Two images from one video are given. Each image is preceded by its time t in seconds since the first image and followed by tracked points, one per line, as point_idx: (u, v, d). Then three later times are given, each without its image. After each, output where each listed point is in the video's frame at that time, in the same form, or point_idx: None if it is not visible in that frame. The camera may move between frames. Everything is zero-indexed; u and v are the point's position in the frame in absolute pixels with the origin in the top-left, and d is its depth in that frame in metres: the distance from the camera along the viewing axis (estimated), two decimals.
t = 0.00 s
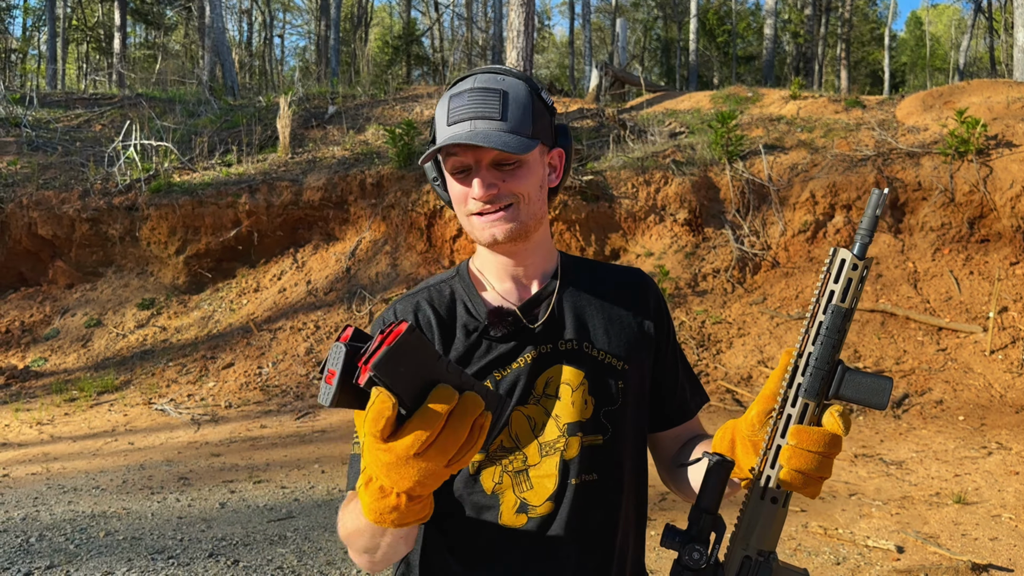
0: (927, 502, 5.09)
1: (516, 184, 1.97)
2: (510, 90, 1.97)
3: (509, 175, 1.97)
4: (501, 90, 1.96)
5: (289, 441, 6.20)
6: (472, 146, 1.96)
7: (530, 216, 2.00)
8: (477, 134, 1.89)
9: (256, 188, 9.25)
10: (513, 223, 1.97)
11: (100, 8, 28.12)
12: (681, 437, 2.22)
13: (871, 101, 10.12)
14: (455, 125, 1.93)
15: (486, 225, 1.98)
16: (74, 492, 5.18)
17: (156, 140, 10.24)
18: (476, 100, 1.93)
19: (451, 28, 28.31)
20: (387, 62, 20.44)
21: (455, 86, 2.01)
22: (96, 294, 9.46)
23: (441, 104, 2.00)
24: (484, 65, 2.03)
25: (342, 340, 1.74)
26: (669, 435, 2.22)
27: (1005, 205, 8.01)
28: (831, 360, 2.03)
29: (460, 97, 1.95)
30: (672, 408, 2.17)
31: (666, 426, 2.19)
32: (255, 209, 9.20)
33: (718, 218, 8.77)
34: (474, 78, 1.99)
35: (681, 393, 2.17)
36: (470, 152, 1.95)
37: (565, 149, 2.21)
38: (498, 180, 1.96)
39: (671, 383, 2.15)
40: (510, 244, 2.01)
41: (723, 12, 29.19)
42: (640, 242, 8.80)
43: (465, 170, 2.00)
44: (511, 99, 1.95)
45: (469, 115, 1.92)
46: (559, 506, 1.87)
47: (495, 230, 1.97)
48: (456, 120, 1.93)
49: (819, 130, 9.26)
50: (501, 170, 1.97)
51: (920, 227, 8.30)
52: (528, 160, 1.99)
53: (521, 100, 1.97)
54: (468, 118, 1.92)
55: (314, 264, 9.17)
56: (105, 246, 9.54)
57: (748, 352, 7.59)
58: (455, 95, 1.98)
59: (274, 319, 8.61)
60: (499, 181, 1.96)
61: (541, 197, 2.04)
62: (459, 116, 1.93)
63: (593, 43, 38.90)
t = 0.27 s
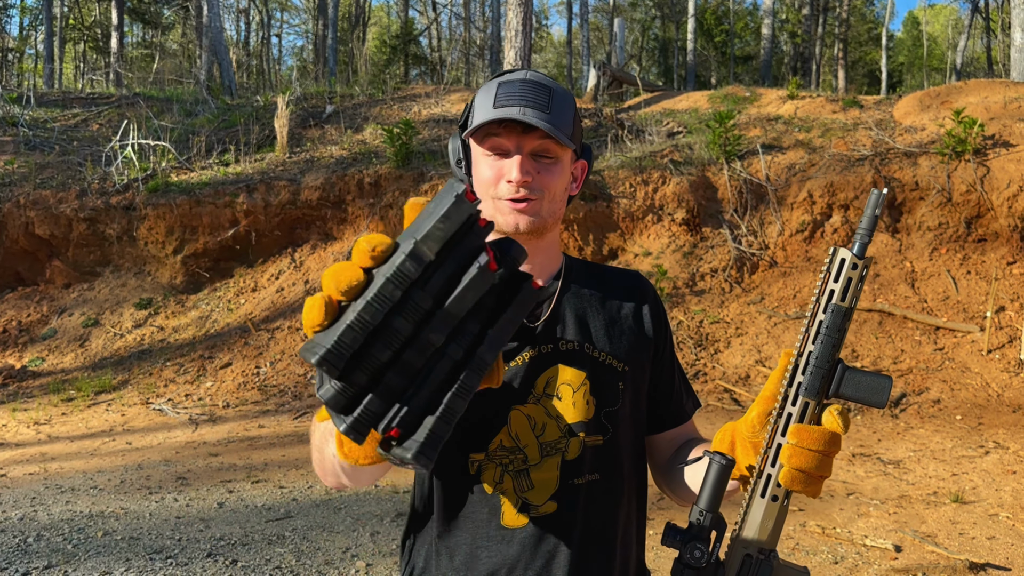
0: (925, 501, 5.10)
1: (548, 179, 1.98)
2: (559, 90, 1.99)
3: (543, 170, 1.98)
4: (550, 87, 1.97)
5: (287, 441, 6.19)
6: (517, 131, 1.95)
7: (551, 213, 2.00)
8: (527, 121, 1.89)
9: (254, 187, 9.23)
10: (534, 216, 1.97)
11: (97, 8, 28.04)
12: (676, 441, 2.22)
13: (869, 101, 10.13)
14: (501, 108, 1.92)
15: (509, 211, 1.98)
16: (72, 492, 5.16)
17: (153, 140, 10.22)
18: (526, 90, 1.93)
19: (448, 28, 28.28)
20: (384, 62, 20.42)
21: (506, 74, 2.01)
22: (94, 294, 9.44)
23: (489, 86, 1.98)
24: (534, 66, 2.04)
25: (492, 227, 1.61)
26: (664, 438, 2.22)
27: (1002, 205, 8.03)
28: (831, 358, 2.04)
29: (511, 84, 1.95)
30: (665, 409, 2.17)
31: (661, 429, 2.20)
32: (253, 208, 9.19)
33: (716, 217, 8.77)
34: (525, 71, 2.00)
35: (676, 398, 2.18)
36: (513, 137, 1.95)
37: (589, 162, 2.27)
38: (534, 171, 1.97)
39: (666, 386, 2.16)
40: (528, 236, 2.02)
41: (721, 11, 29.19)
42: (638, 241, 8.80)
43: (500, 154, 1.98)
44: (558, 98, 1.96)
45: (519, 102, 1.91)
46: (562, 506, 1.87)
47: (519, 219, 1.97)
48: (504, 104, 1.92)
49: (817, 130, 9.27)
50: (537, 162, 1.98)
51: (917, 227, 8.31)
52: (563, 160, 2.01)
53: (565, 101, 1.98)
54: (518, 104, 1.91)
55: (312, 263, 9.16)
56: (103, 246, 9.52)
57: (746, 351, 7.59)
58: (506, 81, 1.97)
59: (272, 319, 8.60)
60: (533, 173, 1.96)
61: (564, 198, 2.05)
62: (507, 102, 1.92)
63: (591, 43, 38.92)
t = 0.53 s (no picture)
0: (920, 501, 5.12)
1: (565, 186, 1.98)
2: (583, 95, 1.98)
3: (561, 176, 1.98)
4: (575, 90, 1.96)
5: (282, 441, 6.18)
6: (539, 133, 1.94)
7: (565, 220, 2.00)
8: (549, 124, 1.89)
9: (249, 188, 9.21)
10: (548, 221, 1.97)
11: (91, 8, 27.94)
12: (681, 437, 2.25)
13: (863, 102, 10.17)
14: (524, 107, 1.91)
15: (522, 213, 1.97)
16: (66, 494, 5.15)
17: (147, 140, 10.19)
18: (551, 92, 1.92)
19: (444, 28, 28.26)
20: (379, 62, 20.40)
21: (533, 73, 2.00)
22: (88, 294, 9.41)
23: (514, 84, 1.97)
24: (562, 68, 2.04)
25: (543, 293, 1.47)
26: (670, 434, 2.26)
27: (996, 205, 8.06)
28: (840, 361, 2.07)
29: (537, 85, 1.95)
30: (669, 412, 2.21)
31: (663, 429, 2.23)
32: (248, 209, 9.18)
33: (711, 218, 8.78)
34: (552, 72, 1.99)
35: (679, 401, 2.19)
36: (535, 138, 1.95)
37: (605, 171, 2.27)
38: (552, 175, 1.96)
39: (671, 390, 2.17)
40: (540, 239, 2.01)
41: (716, 12, 29.22)
42: (633, 242, 8.81)
43: (520, 154, 1.97)
44: (582, 102, 1.96)
45: (543, 103, 1.91)
46: (556, 516, 1.87)
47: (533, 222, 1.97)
48: (527, 103, 1.91)
49: (812, 131, 9.30)
50: (556, 167, 1.98)
51: (911, 227, 8.35)
52: (582, 166, 2.01)
53: (589, 105, 1.98)
54: (542, 105, 1.91)
55: (307, 264, 9.15)
56: (97, 246, 9.49)
57: (741, 352, 7.61)
58: (532, 80, 1.97)
59: (267, 319, 8.59)
60: (550, 177, 1.96)
61: (579, 206, 2.05)
62: (531, 102, 1.91)
63: (586, 43, 38.96)
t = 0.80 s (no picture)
0: (913, 501, 5.15)
1: (566, 187, 1.99)
2: (584, 97, 2.00)
3: (563, 178, 1.99)
4: (576, 92, 1.98)
5: (276, 443, 6.18)
6: (542, 135, 1.96)
7: (567, 222, 2.00)
8: (552, 126, 1.91)
9: (242, 189, 9.20)
10: (549, 222, 1.97)
11: (84, 8, 27.83)
12: (680, 442, 2.27)
13: (856, 103, 10.21)
14: (526, 109, 1.93)
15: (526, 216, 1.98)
16: (59, 496, 5.13)
17: (140, 141, 10.15)
18: (553, 94, 1.94)
19: (438, 29, 28.25)
20: (374, 63, 20.37)
21: (534, 76, 2.01)
22: (81, 296, 9.38)
23: (516, 87, 1.99)
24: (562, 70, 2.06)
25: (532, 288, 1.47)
26: (669, 440, 2.27)
27: (988, 206, 8.12)
28: (848, 367, 2.07)
29: (539, 87, 1.96)
30: (667, 417, 2.23)
31: (662, 433, 2.24)
32: (242, 210, 9.16)
33: (705, 219, 8.81)
34: (553, 75, 2.01)
35: (677, 404, 2.21)
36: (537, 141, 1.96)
37: (605, 173, 2.27)
38: (554, 176, 1.97)
39: (670, 394, 2.19)
40: (541, 241, 2.02)
41: (710, 13, 29.30)
42: (628, 243, 8.83)
43: (521, 156, 1.98)
44: (583, 104, 1.98)
45: (545, 105, 1.92)
46: (554, 518, 1.88)
47: (535, 224, 1.97)
48: (529, 105, 1.93)
49: (805, 132, 9.33)
50: (558, 169, 1.99)
51: (904, 228, 8.39)
52: (583, 168, 2.02)
53: (589, 108, 2.00)
54: (544, 107, 1.92)
55: (301, 265, 9.14)
56: (90, 248, 9.45)
57: (735, 353, 7.64)
58: (534, 83, 1.99)
59: (262, 321, 8.57)
60: (553, 179, 1.97)
61: (580, 208, 2.06)
62: (532, 104, 1.93)
63: (580, 44, 38.99)
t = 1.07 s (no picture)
0: (907, 502, 5.17)
1: (570, 193, 2.01)
2: (587, 103, 2.01)
3: (566, 183, 2.00)
4: (579, 98, 1.99)
5: (270, 445, 6.16)
6: (545, 141, 1.97)
7: (570, 226, 2.01)
8: (556, 132, 1.92)
9: (236, 191, 9.18)
10: (553, 227, 1.98)
11: (77, 10, 27.71)
12: (678, 446, 2.29)
13: (850, 104, 10.26)
14: (530, 115, 1.94)
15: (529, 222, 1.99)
16: (51, 499, 5.11)
17: (134, 142, 10.12)
18: (556, 100, 1.95)
19: (433, 30, 28.23)
20: (368, 64, 20.34)
21: (537, 81, 2.02)
22: (74, 298, 9.34)
23: (519, 91, 2.00)
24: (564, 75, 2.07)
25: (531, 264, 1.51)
26: (666, 444, 2.29)
27: (981, 208, 8.16)
28: (846, 372, 2.09)
29: (542, 91, 1.97)
30: (664, 421, 2.24)
31: (660, 436, 2.26)
32: (235, 211, 9.14)
33: (699, 220, 8.83)
34: (556, 80, 2.02)
35: (676, 406, 2.22)
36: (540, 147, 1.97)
37: (605, 177, 2.29)
38: (557, 182, 1.99)
39: (668, 398, 2.21)
40: (543, 246, 2.02)
41: (704, 15, 29.36)
42: (622, 244, 8.85)
43: (523, 161, 1.99)
44: (585, 110, 1.99)
45: (549, 112, 1.93)
46: (550, 520, 1.88)
47: (538, 229, 1.98)
48: (533, 111, 1.93)
49: (799, 134, 9.37)
50: (562, 174, 2.01)
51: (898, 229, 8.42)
52: (585, 173, 2.04)
53: (591, 114, 2.01)
54: (548, 113, 1.93)
55: (296, 267, 9.12)
56: (83, 249, 9.42)
57: (729, 354, 7.66)
58: (537, 88, 1.99)
59: (255, 323, 8.55)
60: (557, 185, 1.98)
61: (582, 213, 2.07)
62: (536, 110, 1.93)
63: (575, 46, 39.03)
